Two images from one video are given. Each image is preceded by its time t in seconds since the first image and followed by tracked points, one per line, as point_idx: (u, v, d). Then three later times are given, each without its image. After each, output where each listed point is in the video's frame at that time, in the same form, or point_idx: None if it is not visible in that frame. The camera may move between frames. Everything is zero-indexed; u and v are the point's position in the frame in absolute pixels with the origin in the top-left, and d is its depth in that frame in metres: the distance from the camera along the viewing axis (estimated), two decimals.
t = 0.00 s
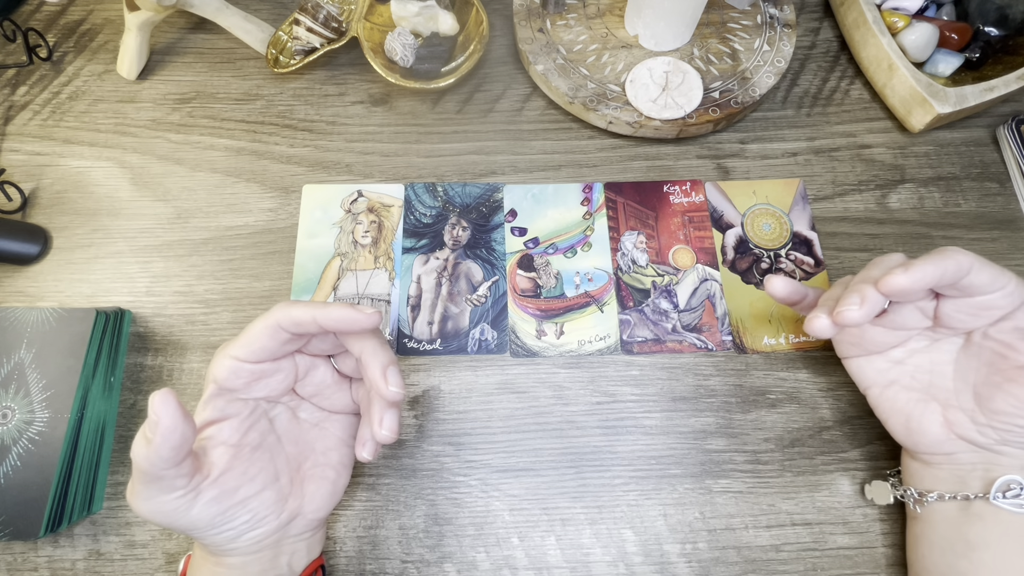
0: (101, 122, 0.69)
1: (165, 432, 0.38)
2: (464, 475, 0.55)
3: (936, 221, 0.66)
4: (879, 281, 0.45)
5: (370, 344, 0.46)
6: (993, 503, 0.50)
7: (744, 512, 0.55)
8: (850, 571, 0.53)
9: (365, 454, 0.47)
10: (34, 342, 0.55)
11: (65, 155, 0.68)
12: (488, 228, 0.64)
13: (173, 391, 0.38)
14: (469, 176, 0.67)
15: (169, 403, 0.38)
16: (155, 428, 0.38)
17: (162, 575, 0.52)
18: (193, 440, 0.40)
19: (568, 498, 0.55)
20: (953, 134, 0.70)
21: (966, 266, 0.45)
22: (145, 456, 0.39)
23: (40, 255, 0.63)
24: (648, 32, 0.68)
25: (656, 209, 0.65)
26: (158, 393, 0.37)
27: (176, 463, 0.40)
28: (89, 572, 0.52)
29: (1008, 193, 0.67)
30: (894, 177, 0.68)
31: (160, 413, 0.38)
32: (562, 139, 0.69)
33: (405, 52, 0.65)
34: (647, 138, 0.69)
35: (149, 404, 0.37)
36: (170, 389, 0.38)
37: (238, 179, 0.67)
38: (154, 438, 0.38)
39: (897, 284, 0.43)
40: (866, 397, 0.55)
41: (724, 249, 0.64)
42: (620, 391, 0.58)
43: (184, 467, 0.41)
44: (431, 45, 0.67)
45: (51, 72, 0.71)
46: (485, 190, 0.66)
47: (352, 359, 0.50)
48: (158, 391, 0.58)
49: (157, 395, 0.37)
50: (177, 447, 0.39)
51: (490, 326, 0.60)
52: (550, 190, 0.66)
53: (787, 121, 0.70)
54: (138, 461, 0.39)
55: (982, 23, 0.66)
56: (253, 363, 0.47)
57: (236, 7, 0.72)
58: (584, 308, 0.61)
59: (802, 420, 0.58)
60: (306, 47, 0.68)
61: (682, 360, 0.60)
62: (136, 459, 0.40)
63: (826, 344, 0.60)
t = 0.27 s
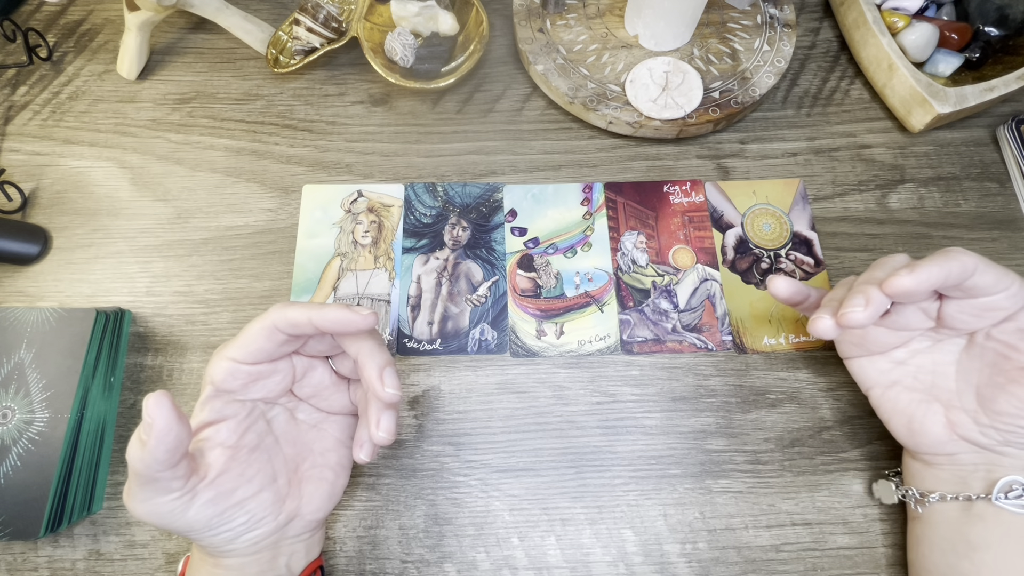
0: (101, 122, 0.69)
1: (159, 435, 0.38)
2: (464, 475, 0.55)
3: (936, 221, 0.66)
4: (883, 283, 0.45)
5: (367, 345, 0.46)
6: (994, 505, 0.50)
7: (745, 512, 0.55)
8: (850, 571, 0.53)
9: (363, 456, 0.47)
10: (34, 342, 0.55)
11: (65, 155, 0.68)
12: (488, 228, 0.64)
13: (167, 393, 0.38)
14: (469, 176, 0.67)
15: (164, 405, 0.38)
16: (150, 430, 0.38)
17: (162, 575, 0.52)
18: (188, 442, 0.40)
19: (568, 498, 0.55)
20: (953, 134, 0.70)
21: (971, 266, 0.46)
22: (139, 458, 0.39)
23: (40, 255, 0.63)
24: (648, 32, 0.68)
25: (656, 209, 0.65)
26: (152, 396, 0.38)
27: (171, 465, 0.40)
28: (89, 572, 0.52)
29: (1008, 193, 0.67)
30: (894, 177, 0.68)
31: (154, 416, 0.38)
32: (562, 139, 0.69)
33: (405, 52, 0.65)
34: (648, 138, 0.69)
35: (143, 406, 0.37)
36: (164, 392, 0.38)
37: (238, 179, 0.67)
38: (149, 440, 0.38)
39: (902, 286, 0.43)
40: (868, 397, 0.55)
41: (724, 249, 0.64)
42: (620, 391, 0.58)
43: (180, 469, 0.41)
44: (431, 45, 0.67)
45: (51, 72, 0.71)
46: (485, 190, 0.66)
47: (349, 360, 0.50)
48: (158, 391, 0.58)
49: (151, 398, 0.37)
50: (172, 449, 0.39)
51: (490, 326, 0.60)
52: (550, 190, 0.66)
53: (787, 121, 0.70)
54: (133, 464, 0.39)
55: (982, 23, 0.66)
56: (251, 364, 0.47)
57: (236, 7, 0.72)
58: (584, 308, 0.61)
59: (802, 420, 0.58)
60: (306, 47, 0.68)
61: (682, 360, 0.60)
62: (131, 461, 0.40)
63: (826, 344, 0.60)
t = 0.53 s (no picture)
0: (101, 122, 0.69)
1: (161, 435, 0.38)
2: (464, 475, 0.55)
3: (936, 221, 0.66)
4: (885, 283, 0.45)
5: (369, 346, 0.46)
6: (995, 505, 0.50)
7: (744, 512, 0.55)
8: (850, 571, 0.53)
9: (364, 457, 0.46)
10: (34, 342, 0.55)
11: (65, 155, 0.68)
12: (488, 228, 0.64)
13: (169, 394, 0.38)
14: (469, 176, 0.67)
15: (166, 406, 0.38)
16: (152, 431, 0.38)
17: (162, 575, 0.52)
18: (189, 443, 0.40)
19: (568, 498, 0.55)
20: (953, 134, 0.70)
21: (972, 266, 0.46)
22: (140, 459, 0.39)
23: (40, 254, 0.63)
24: (648, 32, 0.68)
25: (656, 209, 0.65)
26: (155, 396, 0.38)
27: (172, 466, 0.40)
28: (89, 572, 0.52)
29: (1008, 193, 0.67)
30: (894, 177, 0.68)
31: (156, 417, 0.38)
32: (562, 139, 0.69)
33: (405, 52, 0.65)
34: (648, 138, 0.69)
35: (145, 407, 0.37)
36: (166, 392, 0.38)
37: (238, 179, 0.67)
38: (151, 441, 0.38)
39: (903, 286, 0.43)
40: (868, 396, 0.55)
41: (724, 249, 0.64)
42: (620, 391, 0.58)
43: (181, 470, 0.41)
44: (431, 45, 0.67)
45: (52, 72, 0.71)
46: (485, 190, 0.66)
47: (350, 361, 0.50)
48: (158, 391, 0.58)
49: (154, 398, 0.38)
50: (173, 450, 0.39)
51: (490, 326, 0.60)
52: (550, 190, 0.66)
53: (787, 121, 0.70)
54: (134, 464, 0.39)
55: (982, 23, 0.67)
56: (252, 364, 0.47)
57: (236, 7, 0.72)
58: (584, 308, 0.61)
59: (802, 420, 0.58)
60: (306, 47, 0.68)
61: (682, 360, 0.60)
62: (133, 462, 0.40)
63: (826, 344, 0.60)
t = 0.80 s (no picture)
0: (101, 122, 0.69)
1: (166, 433, 0.38)
2: (464, 475, 0.55)
3: (936, 221, 0.66)
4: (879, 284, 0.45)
5: (371, 346, 0.46)
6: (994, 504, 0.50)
7: (745, 512, 0.55)
8: (850, 571, 0.53)
9: (364, 456, 0.46)
10: (34, 342, 0.55)
11: (65, 155, 0.68)
12: (488, 228, 0.64)
13: (174, 392, 0.38)
14: (469, 176, 0.67)
15: (171, 404, 0.38)
16: (156, 429, 0.38)
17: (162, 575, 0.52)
18: (193, 441, 0.40)
19: (568, 498, 0.55)
20: (953, 134, 0.70)
21: (966, 266, 0.46)
22: (145, 456, 0.39)
23: (40, 254, 0.63)
24: (648, 32, 0.68)
25: (656, 209, 0.65)
26: (160, 394, 0.38)
27: (176, 464, 0.40)
28: (90, 572, 0.52)
29: (1008, 193, 0.67)
30: (894, 177, 0.68)
31: (161, 414, 0.38)
32: (562, 139, 0.69)
33: (405, 52, 0.65)
34: (648, 138, 0.69)
35: (150, 404, 0.37)
36: (171, 390, 0.38)
37: (238, 179, 0.67)
38: (155, 439, 0.38)
39: (897, 287, 0.43)
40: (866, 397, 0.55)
41: (724, 249, 0.64)
42: (620, 391, 0.58)
43: (184, 468, 0.41)
44: (431, 45, 0.67)
45: (52, 72, 0.71)
46: (485, 190, 0.66)
47: (352, 360, 0.50)
48: (158, 391, 0.58)
49: (158, 396, 0.37)
50: (177, 447, 0.39)
51: (490, 326, 0.60)
52: (550, 190, 0.66)
53: (787, 121, 0.70)
54: (138, 462, 0.39)
55: (982, 23, 0.66)
56: (254, 364, 0.47)
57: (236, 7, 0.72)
58: (584, 308, 0.61)
59: (802, 420, 0.58)
60: (306, 47, 0.68)
61: (682, 360, 0.60)
62: (136, 459, 0.40)
63: (826, 344, 0.60)
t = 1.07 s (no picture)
0: (101, 122, 0.69)
1: (166, 434, 0.38)
2: (464, 475, 0.55)
3: (936, 221, 0.66)
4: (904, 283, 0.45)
5: (372, 346, 0.46)
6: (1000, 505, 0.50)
7: (745, 512, 0.55)
8: (851, 571, 0.53)
9: (365, 456, 0.46)
10: (34, 342, 0.55)
11: (65, 155, 0.68)
12: (488, 228, 0.64)
13: (174, 392, 0.38)
14: (469, 176, 0.67)
15: (172, 403, 0.38)
16: (156, 430, 0.38)
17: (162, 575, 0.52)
18: (194, 441, 0.40)
19: (568, 498, 0.55)
20: (953, 134, 0.70)
21: (991, 266, 0.46)
22: (145, 457, 0.39)
23: (40, 254, 0.63)
24: (648, 32, 0.68)
25: (656, 209, 0.65)
26: (160, 394, 0.38)
27: (176, 464, 0.40)
28: (89, 572, 0.52)
29: (1008, 193, 0.67)
30: (894, 177, 0.68)
31: (161, 414, 0.38)
32: (562, 139, 0.69)
33: (405, 52, 0.65)
34: (647, 138, 0.69)
35: (150, 405, 0.37)
36: (171, 391, 0.38)
37: (238, 179, 0.67)
38: (155, 439, 0.38)
39: (925, 285, 0.43)
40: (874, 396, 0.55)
41: (724, 249, 0.64)
42: (620, 391, 0.58)
43: (185, 468, 0.41)
44: (431, 45, 0.67)
45: (51, 72, 0.71)
46: (485, 190, 0.66)
47: (352, 360, 0.50)
48: (158, 391, 0.58)
49: (158, 396, 0.37)
50: (178, 448, 0.39)
51: (490, 326, 0.60)
52: (550, 190, 0.66)
53: (787, 121, 0.70)
54: (139, 462, 0.39)
55: (982, 23, 0.67)
56: (254, 363, 0.47)
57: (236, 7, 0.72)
58: (584, 308, 0.61)
59: (802, 420, 0.58)
60: (306, 47, 0.68)
61: (682, 360, 0.60)
62: (136, 460, 0.40)
63: (826, 344, 0.60)
